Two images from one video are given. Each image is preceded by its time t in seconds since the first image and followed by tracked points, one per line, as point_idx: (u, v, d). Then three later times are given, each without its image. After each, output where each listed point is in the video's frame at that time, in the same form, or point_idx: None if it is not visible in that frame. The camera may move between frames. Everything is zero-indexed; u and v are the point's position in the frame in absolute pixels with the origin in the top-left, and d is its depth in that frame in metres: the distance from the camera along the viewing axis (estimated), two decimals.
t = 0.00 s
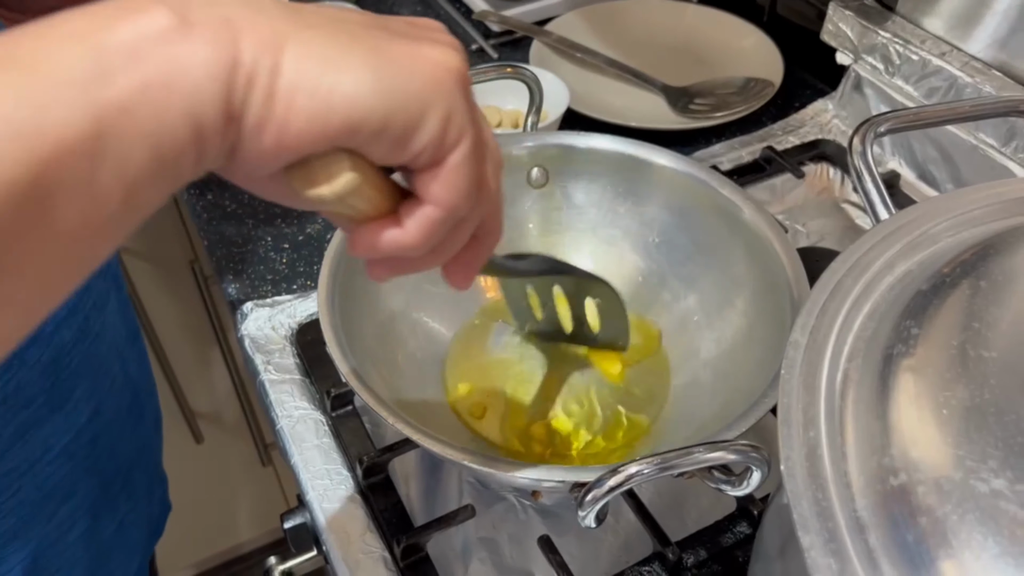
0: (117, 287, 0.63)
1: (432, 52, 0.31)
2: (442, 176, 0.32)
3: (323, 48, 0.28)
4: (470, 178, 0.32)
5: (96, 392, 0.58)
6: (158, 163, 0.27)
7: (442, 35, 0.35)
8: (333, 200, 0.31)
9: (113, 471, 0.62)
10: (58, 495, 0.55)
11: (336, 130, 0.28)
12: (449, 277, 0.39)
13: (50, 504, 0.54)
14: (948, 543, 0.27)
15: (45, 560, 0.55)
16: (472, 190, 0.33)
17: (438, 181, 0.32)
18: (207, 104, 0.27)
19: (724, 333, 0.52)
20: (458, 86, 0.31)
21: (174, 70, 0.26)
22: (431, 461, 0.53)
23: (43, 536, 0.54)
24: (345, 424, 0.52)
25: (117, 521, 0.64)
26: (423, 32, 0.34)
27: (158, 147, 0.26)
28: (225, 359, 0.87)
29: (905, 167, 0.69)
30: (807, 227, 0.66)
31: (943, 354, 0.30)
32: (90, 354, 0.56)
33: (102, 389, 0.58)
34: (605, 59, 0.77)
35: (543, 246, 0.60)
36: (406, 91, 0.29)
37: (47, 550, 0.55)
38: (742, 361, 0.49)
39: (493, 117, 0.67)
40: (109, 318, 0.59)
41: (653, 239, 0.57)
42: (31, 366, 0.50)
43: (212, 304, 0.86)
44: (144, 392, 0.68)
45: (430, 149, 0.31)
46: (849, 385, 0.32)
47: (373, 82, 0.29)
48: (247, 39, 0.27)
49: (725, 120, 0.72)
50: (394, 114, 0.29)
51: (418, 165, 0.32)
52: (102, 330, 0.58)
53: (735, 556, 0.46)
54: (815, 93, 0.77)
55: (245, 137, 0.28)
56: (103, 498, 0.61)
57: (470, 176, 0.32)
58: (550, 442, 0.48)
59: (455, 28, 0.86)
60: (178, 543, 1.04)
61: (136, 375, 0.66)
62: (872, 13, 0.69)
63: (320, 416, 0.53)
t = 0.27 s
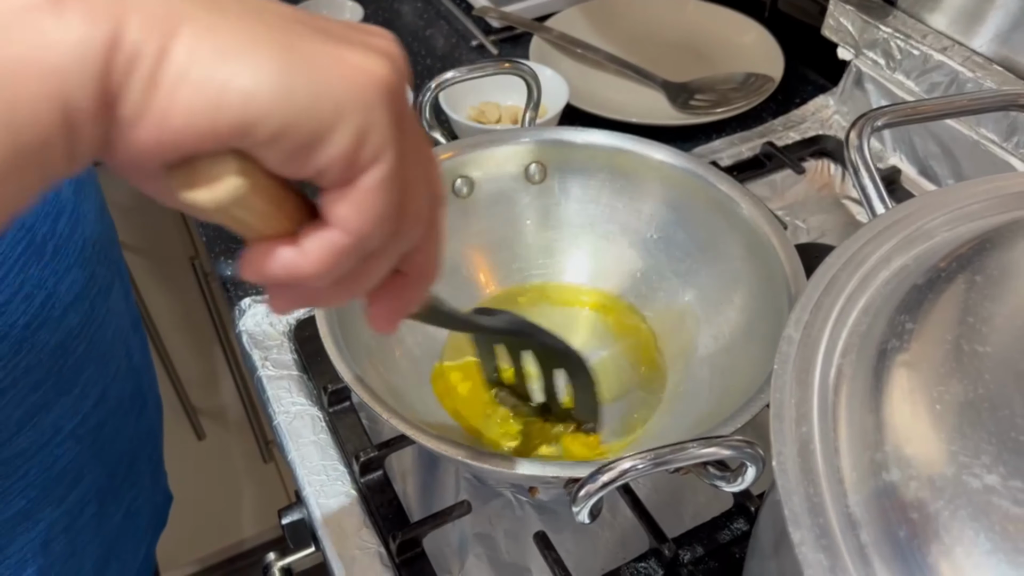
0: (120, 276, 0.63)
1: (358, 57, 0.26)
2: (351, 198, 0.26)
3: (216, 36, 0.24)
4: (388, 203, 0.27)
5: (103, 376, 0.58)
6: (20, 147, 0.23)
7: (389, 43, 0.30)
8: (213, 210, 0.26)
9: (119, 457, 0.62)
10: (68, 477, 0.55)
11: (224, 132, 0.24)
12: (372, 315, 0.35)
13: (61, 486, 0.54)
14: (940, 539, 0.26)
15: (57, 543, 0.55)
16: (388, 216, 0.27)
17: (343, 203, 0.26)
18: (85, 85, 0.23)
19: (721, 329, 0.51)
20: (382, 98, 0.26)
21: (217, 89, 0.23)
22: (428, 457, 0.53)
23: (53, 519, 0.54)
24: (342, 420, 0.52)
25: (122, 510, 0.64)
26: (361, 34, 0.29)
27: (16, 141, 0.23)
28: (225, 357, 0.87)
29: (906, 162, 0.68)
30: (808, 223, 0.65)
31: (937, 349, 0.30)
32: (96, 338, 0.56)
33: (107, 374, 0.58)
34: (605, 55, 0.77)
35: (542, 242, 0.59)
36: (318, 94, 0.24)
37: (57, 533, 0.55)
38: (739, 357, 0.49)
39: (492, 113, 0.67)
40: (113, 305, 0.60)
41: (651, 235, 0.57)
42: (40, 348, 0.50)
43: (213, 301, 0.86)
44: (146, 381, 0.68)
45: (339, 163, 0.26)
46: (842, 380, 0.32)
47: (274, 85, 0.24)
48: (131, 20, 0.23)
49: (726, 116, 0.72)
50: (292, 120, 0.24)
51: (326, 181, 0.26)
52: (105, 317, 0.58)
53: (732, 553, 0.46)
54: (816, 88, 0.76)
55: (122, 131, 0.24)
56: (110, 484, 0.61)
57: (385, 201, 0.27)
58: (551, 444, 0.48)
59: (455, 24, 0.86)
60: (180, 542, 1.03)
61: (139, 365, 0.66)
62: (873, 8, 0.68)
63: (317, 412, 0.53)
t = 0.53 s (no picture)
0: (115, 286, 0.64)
1: (449, 101, 0.30)
2: (462, 223, 0.32)
3: (349, 102, 0.28)
4: (491, 220, 0.32)
5: (93, 388, 0.58)
6: (189, 206, 0.27)
7: (462, 71, 0.34)
8: (358, 246, 0.32)
9: (110, 469, 0.62)
10: (54, 491, 0.55)
11: (362, 185, 0.28)
12: (474, 290, 0.37)
13: (46, 499, 0.54)
14: (936, 538, 0.26)
15: (43, 557, 0.55)
16: (488, 234, 0.32)
17: (459, 227, 0.32)
18: (238, 154, 0.27)
19: (723, 329, 0.52)
20: (474, 137, 0.30)
21: (353, 150, 0.28)
22: (430, 456, 0.53)
23: (38, 533, 0.54)
24: (345, 419, 0.53)
25: (115, 522, 0.64)
26: (444, 69, 0.33)
27: (185, 194, 0.26)
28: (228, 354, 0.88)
29: (908, 161, 0.68)
30: (810, 223, 0.66)
31: (935, 348, 0.30)
32: (86, 350, 0.57)
33: (98, 386, 0.59)
34: (608, 54, 0.77)
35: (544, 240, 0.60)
36: (428, 145, 0.29)
37: (43, 547, 0.55)
38: (740, 356, 0.49)
39: (495, 112, 0.68)
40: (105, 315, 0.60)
41: (653, 234, 0.57)
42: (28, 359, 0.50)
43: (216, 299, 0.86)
44: (143, 393, 0.69)
45: (450, 199, 0.30)
46: (840, 379, 0.32)
47: (393, 136, 0.28)
48: (276, 95, 0.27)
49: (728, 115, 0.72)
50: (416, 170, 0.29)
51: (437, 212, 0.32)
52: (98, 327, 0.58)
53: (732, 551, 0.46)
54: (819, 87, 0.77)
55: (277, 188, 0.29)
56: (101, 495, 0.61)
57: (485, 225, 0.32)
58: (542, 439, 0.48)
59: (458, 23, 0.86)
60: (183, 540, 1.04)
61: (134, 376, 0.67)
62: (876, 7, 0.68)
63: (319, 411, 0.53)
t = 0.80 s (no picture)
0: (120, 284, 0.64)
1: (375, 79, 0.28)
2: (383, 203, 0.30)
3: (266, 74, 0.26)
4: (413, 199, 0.30)
5: (98, 385, 0.58)
6: (99, 178, 0.25)
7: (392, 52, 0.32)
8: (270, 222, 0.30)
9: (114, 465, 0.63)
10: (59, 487, 0.55)
11: (274, 159, 0.26)
12: (395, 284, 0.37)
13: (51, 496, 0.55)
14: (937, 536, 0.26)
15: (47, 552, 0.56)
16: (414, 208, 0.30)
17: (377, 205, 0.30)
18: (150, 131, 0.25)
19: (725, 328, 0.52)
20: (400, 116, 0.28)
21: (267, 122, 0.26)
22: (432, 454, 0.53)
23: (43, 528, 0.55)
24: (348, 417, 0.53)
25: (118, 517, 0.64)
26: (366, 49, 0.31)
27: (91, 165, 0.25)
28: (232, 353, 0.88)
29: (912, 160, 0.68)
30: (813, 222, 0.65)
31: (936, 347, 0.30)
32: (91, 347, 0.57)
33: (102, 383, 0.59)
34: (612, 53, 0.77)
35: (546, 239, 0.60)
36: (346, 124, 0.27)
37: (47, 543, 0.55)
38: (743, 355, 0.49)
39: (498, 112, 0.68)
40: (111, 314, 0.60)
41: (655, 232, 0.57)
42: (33, 360, 0.50)
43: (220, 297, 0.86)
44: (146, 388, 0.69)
45: (369, 176, 0.29)
46: (841, 378, 0.32)
47: (312, 110, 0.26)
48: (182, 65, 0.25)
49: (732, 114, 0.72)
50: (333, 145, 0.27)
51: (358, 188, 0.29)
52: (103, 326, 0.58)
53: (734, 550, 0.46)
54: (823, 87, 0.76)
55: (183, 160, 0.26)
56: (104, 492, 0.61)
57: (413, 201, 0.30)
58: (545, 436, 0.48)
59: (462, 22, 0.86)
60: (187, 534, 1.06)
61: (138, 372, 0.67)
62: (880, 6, 0.68)
63: (322, 409, 0.53)
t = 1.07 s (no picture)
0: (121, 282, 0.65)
1: (304, 116, 0.24)
2: (302, 257, 0.25)
3: (171, 102, 0.22)
4: (339, 258, 0.25)
5: (101, 383, 0.59)
6: None
7: (345, 80, 0.27)
8: (168, 269, 0.25)
9: (117, 463, 0.63)
10: (63, 486, 0.56)
11: (171, 202, 0.22)
12: (328, 343, 0.33)
13: (56, 494, 0.55)
14: (937, 535, 0.27)
15: (53, 551, 0.56)
16: (340, 272, 0.26)
17: (295, 261, 0.25)
18: (34, 165, 0.21)
19: (726, 328, 0.52)
20: (332, 160, 0.24)
21: (163, 160, 0.21)
22: (434, 453, 0.54)
23: (49, 527, 0.55)
24: (350, 416, 0.53)
25: (122, 516, 0.65)
26: (316, 85, 0.26)
27: None
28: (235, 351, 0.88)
29: (914, 161, 0.68)
30: (815, 222, 0.65)
31: (937, 347, 0.30)
32: (95, 346, 0.57)
33: (105, 382, 0.59)
34: (614, 53, 0.77)
35: (548, 238, 0.60)
36: (259, 168, 0.22)
37: (54, 541, 0.56)
38: (744, 355, 0.49)
39: (501, 111, 0.68)
40: (115, 313, 0.61)
41: (656, 232, 0.57)
42: (39, 358, 0.50)
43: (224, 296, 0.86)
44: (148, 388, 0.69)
45: (288, 228, 0.24)
46: (842, 377, 0.32)
47: (219, 152, 0.22)
48: (79, 86, 0.21)
49: (735, 114, 0.72)
50: (241, 190, 0.22)
51: (276, 240, 0.24)
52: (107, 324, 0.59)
53: (735, 549, 0.46)
54: (825, 87, 0.76)
55: (72, 196, 0.22)
56: (108, 490, 0.62)
57: (338, 256, 0.25)
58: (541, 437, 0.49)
59: (465, 22, 0.86)
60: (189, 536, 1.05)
61: (140, 369, 0.67)
62: (882, 6, 0.68)
63: (325, 408, 0.54)
